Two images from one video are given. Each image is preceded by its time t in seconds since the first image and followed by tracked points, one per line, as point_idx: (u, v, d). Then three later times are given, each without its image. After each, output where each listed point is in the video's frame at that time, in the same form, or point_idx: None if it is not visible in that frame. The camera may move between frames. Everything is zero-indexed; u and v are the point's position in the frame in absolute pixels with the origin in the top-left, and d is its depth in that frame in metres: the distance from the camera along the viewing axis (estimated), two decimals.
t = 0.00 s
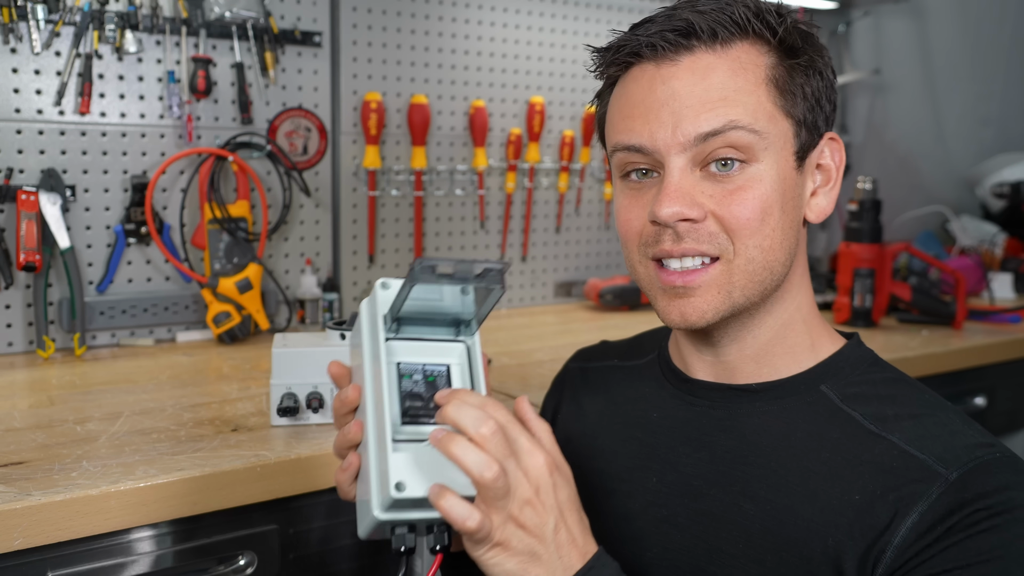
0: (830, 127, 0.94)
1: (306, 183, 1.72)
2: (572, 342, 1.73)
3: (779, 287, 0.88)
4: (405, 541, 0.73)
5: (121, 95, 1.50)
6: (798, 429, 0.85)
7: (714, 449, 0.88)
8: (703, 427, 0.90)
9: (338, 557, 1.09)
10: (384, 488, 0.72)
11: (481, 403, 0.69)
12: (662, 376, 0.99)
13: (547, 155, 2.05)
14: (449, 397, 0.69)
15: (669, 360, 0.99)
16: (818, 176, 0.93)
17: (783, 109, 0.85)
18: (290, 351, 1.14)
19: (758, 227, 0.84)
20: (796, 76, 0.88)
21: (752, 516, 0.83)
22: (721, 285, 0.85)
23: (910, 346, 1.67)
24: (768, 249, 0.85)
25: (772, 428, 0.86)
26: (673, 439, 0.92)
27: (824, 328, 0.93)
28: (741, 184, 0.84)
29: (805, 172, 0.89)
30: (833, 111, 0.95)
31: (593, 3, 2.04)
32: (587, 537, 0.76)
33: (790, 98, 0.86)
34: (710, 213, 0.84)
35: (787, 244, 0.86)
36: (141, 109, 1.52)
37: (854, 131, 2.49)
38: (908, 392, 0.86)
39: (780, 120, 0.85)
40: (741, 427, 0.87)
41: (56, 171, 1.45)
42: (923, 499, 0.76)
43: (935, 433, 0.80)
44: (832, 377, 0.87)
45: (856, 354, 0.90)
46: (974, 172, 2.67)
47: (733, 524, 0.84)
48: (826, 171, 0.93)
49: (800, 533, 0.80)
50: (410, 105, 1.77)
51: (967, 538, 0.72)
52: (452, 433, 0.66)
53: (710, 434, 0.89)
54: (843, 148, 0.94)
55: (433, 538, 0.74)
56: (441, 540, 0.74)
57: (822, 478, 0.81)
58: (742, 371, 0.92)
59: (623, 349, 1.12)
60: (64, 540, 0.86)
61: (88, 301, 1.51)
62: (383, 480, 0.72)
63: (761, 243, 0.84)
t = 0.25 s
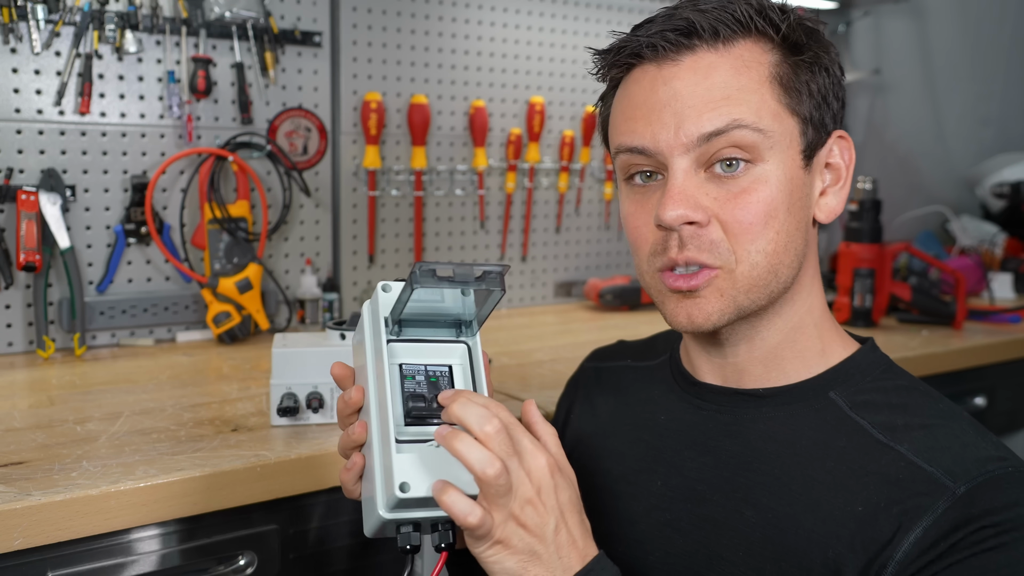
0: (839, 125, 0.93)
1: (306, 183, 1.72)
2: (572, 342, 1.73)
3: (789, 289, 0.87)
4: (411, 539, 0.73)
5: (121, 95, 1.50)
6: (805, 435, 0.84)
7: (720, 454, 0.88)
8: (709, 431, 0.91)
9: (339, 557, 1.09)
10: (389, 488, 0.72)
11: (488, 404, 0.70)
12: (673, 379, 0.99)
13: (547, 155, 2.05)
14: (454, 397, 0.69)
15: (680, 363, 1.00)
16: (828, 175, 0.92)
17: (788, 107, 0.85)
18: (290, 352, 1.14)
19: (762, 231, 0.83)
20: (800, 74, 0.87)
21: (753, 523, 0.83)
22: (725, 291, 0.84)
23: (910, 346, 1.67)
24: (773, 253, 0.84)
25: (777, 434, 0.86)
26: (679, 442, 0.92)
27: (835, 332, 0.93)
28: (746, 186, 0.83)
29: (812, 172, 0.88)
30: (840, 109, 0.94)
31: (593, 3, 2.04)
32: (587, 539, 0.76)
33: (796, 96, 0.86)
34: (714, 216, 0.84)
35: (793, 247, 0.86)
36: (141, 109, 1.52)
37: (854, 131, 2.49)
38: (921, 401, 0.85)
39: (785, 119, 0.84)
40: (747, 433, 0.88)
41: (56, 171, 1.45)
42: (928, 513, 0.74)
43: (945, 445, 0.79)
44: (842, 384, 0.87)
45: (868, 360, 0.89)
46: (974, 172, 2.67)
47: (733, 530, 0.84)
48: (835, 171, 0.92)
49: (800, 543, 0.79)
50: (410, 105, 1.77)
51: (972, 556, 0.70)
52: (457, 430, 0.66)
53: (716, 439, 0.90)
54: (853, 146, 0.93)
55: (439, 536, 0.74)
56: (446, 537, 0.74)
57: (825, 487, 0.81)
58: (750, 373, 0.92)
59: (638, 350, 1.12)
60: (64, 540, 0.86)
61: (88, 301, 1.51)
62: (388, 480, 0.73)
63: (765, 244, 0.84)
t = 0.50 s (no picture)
0: (853, 126, 0.92)
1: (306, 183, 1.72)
2: (572, 342, 1.73)
3: (798, 291, 0.87)
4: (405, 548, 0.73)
5: (121, 95, 1.50)
6: (812, 442, 0.84)
7: (726, 459, 0.88)
8: (715, 435, 0.91)
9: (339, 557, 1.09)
10: (381, 499, 0.72)
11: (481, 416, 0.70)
12: (682, 382, 0.99)
13: (547, 155, 2.05)
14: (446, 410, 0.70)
15: (688, 366, 1.00)
16: (840, 177, 0.91)
17: (797, 107, 0.84)
18: (290, 352, 1.14)
19: (768, 231, 0.83)
20: (812, 72, 0.87)
21: (757, 530, 0.83)
22: (731, 293, 0.84)
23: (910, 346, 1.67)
24: (780, 255, 0.83)
25: (784, 440, 0.86)
26: (686, 446, 0.92)
27: (846, 338, 0.92)
28: (752, 186, 0.83)
29: (824, 173, 0.87)
30: (854, 110, 0.93)
31: (593, 3, 2.04)
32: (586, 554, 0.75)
33: (807, 95, 0.85)
34: (719, 216, 0.84)
35: (801, 250, 0.85)
36: (141, 109, 1.52)
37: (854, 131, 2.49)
38: (931, 408, 0.84)
39: (795, 118, 0.84)
40: (754, 438, 0.88)
41: (56, 171, 1.45)
42: (935, 525, 0.75)
43: (956, 455, 0.79)
44: (852, 390, 0.86)
45: (879, 365, 0.88)
46: (974, 172, 2.67)
47: (737, 537, 0.84)
48: (848, 172, 0.91)
49: (805, 551, 0.80)
50: (410, 105, 1.77)
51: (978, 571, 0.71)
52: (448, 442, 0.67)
53: (722, 443, 0.90)
54: (867, 147, 0.92)
55: (433, 544, 0.74)
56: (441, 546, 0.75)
57: (831, 495, 0.81)
58: (759, 379, 0.92)
59: (648, 351, 1.12)
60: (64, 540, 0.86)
61: (88, 301, 1.51)
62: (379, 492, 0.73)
63: (771, 246, 0.83)
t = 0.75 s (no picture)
0: (870, 135, 0.90)
1: (306, 183, 1.72)
2: (572, 342, 1.73)
3: (780, 300, 0.87)
4: (415, 536, 0.73)
5: (121, 95, 1.50)
6: (817, 447, 0.84)
7: (729, 461, 0.88)
8: (719, 437, 0.91)
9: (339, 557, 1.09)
10: (396, 488, 0.71)
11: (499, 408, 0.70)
12: (687, 383, 0.99)
13: (547, 155, 2.05)
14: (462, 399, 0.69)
15: (693, 367, 1.00)
16: (851, 187, 0.89)
17: (787, 117, 0.83)
18: (290, 352, 1.14)
19: (742, 241, 0.83)
20: (814, 81, 0.85)
21: (758, 534, 0.83)
22: (702, 296, 0.86)
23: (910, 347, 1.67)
24: (753, 264, 0.83)
25: (788, 445, 0.86)
26: (689, 446, 0.92)
27: (853, 343, 0.91)
28: (729, 194, 0.83)
29: (821, 183, 0.85)
30: (873, 117, 0.90)
31: (593, 3, 2.04)
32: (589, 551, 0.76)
33: (799, 105, 0.83)
34: (695, 221, 0.84)
35: (780, 261, 0.84)
36: (141, 109, 1.52)
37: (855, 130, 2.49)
38: (938, 416, 0.84)
39: (783, 129, 0.83)
40: (757, 441, 0.87)
41: (56, 171, 1.45)
42: (938, 535, 0.75)
43: (962, 465, 0.78)
44: (858, 396, 0.86)
45: (887, 372, 0.88)
46: (975, 172, 2.67)
47: (738, 540, 0.84)
48: (862, 183, 0.89)
49: (806, 557, 0.80)
50: (410, 105, 1.77)
51: None
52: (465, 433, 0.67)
53: (725, 445, 0.89)
54: (888, 160, 0.90)
55: (444, 534, 0.73)
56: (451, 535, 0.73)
57: (834, 501, 0.81)
58: (760, 383, 0.92)
59: (653, 349, 1.12)
60: (64, 541, 0.86)
61: (88, 301, 1.51)
62: (394, 481, 0.72)
63: (745, 255, 0.83)
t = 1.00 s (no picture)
0: (875, 146, 0.88)
1: (306, 183, 1.72)
2: (572, 342, 1.73)
3: (778, 305, 0.87)
4: (412, 558, 0.73)
5: (122, 95, 1.50)
6: (819, 450, 0.84)
7: (731, 463, 0.88)
8: (721, 438, 0.91)
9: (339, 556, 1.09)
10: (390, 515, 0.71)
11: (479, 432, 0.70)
12: (691, 384, 0.98)
13: (547, 155, 2.05)
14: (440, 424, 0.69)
15: (697, 367, 0.99)
16: (853, 197, 0.88)
17: (782, 124, 0.83)
18: (290, 352, 1.13)
19: (728, 245, 0.84)
20: (813, 88, 0.84)
21: (759, 536, 0.83)
22: (689, 296, 0.88)
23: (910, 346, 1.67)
24: (739, 268, 0.85)
25: (790, 448, 0.85)
26: (692, 447, 0.92)
27: (858, 349, 0.91)
28: (719, 198, 0.84)
29: (817, 192, 0.85)
30: (881, 127, 0.88)
31: (593, 3, 2.03)
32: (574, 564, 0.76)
33: (792, 112, 0.83)
34: (684, 221, 0.86)
35: (770, 267, 0.85)
36: (141, 109, 1.52)
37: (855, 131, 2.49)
38: (942, 422, 0.84)
39: (777, 136, 0.83)
40: (759, 443, 0.87)
41: (56, 171, 1.45)
42: (939, 543, 0.75)
43: (964, 472, 0.78)
44: (861, 401, 0.85)
45: (892, 378, 0.87)
46: (975, 172, 2.67)
47: (738, 541, 0.84)
48: (865, 193, 0.87)
49: (806, 561, 0.80)
50: (410, 105, 1.77)
51: None
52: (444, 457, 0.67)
53: (727, 446, 0.89)
54: (894, 170, 0.87)
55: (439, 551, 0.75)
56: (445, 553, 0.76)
57: (836, 505, 0.81)
58: (763, 386, 0.92)
59: (659, 348, 1.12)
60: (64, 541, 0.86)
61: (88, 301, 1.51)
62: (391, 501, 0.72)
63: (731, 259, 0.84)
